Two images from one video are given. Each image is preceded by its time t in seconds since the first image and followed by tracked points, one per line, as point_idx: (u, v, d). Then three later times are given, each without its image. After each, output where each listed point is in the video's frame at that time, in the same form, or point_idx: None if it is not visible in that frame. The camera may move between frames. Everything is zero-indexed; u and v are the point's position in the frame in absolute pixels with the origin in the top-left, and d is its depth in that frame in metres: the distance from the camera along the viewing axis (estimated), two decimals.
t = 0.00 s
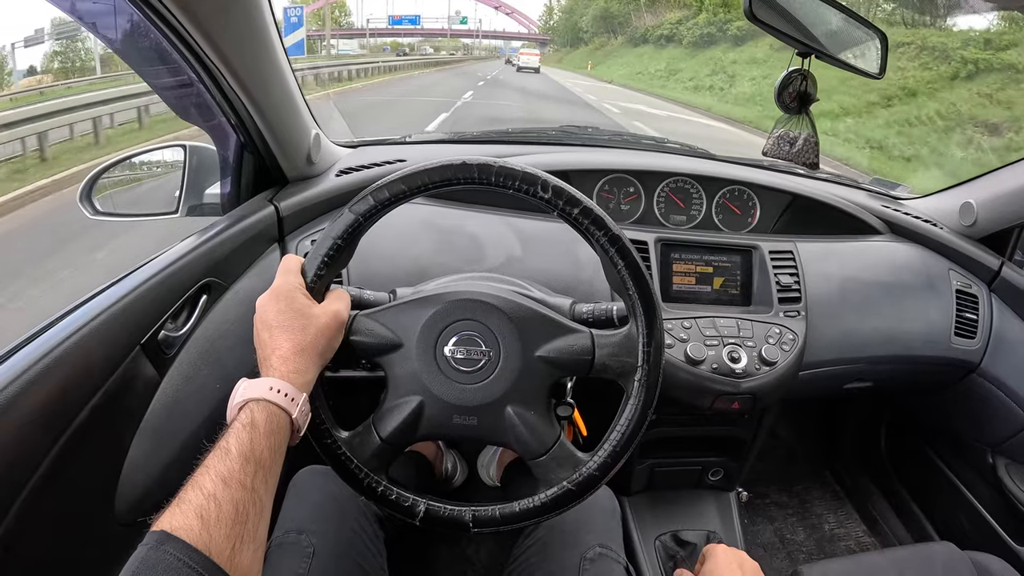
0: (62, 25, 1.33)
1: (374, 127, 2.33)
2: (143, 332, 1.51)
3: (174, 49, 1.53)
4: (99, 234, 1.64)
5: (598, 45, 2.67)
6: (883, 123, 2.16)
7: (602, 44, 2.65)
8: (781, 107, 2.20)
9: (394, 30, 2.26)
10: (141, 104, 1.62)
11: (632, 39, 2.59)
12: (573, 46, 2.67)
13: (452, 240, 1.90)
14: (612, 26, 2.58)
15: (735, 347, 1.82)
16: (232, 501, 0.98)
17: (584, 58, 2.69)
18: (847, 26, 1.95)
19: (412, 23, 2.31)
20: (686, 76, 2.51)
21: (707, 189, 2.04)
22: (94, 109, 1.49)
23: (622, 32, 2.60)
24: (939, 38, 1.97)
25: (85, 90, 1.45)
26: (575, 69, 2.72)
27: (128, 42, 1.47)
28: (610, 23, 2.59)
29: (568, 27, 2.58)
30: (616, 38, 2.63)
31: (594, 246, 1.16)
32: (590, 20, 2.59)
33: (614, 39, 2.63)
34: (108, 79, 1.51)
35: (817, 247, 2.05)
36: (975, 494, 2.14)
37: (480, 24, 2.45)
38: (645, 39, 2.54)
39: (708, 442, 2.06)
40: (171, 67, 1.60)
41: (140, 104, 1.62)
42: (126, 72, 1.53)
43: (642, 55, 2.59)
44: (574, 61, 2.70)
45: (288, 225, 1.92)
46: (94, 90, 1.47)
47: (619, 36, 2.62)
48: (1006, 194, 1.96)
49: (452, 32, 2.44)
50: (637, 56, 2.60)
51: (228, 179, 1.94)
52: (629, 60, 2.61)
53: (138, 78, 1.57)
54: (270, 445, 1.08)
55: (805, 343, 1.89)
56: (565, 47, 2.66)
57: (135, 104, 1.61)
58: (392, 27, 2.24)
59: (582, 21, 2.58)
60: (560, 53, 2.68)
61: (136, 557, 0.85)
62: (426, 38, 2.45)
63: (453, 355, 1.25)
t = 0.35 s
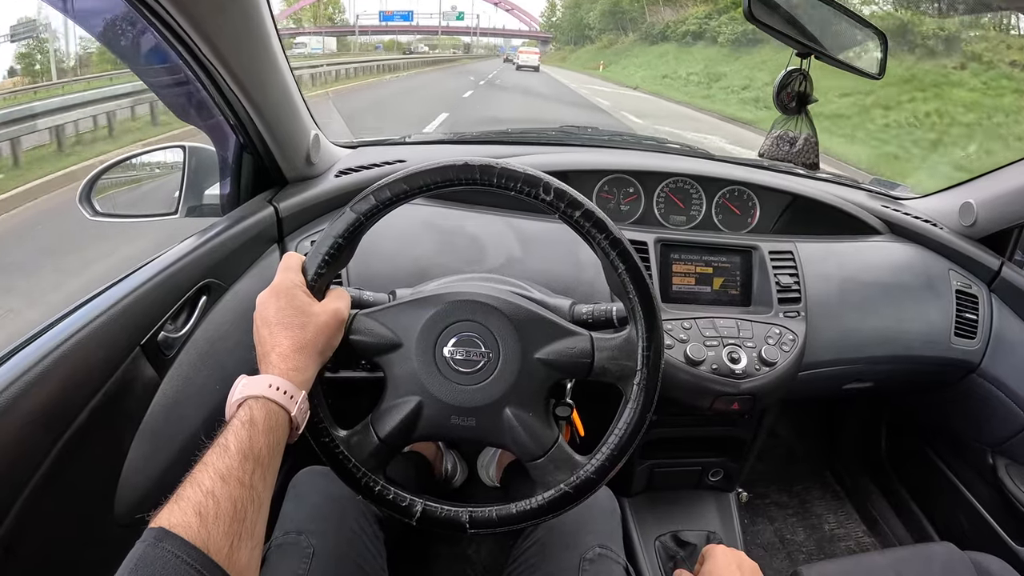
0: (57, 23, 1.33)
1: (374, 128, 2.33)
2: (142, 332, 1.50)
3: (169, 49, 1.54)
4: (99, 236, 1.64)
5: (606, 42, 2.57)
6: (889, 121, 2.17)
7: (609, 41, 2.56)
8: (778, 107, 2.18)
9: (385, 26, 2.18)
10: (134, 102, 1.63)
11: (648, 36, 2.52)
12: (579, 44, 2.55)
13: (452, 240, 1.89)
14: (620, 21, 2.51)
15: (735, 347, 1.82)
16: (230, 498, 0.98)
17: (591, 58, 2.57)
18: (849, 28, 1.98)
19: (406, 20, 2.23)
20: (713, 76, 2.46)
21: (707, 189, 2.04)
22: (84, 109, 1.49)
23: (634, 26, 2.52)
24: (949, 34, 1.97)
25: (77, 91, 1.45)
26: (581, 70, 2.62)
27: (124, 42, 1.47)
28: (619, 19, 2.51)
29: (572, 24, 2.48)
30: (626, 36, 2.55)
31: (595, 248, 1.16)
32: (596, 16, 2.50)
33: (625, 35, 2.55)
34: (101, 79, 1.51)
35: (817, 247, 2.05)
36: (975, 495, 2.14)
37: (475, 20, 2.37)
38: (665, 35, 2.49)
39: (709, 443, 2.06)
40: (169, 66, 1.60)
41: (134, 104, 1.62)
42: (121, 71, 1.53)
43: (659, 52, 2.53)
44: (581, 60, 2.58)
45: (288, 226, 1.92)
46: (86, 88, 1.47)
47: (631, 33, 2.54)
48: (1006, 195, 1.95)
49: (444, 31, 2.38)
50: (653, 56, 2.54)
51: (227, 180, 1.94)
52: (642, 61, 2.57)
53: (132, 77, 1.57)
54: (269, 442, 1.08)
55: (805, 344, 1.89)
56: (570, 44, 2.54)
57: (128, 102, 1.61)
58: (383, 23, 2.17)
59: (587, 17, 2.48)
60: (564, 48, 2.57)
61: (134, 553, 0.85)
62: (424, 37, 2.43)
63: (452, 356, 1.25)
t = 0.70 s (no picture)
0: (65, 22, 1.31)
1: (377, 124, 2.33)
2: (144, 328, 1.50)
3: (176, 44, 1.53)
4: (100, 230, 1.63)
5: (612, 41, 2.60)
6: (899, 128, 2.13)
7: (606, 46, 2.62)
8: (787, 105, 2.18)
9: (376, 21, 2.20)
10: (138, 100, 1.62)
11: (666, 32, 2.42)
12: (585, 41, 2.62)
13: (454, 236, 1.89)
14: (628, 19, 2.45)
15: (739, 345, 1.81)
16: (233, 494, 0.97)
17: (598, 57, 2.63)
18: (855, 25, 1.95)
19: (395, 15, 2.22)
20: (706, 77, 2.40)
21: (711, 185, 2.04)
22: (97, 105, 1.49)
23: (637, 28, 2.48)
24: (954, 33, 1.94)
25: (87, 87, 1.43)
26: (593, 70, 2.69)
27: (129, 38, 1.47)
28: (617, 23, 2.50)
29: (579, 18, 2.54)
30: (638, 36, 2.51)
31: (601, 245, 1.16)
32: (604, 12, 2.49)
33: (637, 33, 2.51)
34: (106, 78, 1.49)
35: (820, 245, 2.05)
36: (976, 493, 2.14)
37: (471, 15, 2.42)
38: (691, 31, 2.31)
39: (712, 440, 2.05)
40: (173, 63, 1.60)
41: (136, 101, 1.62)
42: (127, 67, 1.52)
43: (674, 51, 2.41)
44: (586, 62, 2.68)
45: (290, 222, 1.91)
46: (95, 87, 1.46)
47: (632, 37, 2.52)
48: (1008, 193, 1.95)
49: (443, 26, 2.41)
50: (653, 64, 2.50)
51: (229, 175, 1.94)
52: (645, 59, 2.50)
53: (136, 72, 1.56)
54: (272, 438, 1.07)
55: (808, 342, 1.88)
56: (574, 41, 2.63)
57: (133, 100, 1.61)
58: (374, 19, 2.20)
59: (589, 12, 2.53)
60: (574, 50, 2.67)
61: (136, 550, 0.85)
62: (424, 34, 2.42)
63: (456, 352, 1.24)
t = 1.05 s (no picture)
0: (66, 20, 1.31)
1: (377, 125, 2.33)
2: (146, 329, 1.50)
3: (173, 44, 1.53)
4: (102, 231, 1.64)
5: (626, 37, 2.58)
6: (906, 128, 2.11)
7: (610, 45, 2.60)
8: (783, 105, 2.19)
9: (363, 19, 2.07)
10: (141, 101, 1.63)
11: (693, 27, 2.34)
12: (591, 40, 2.65)
13: (456, 237, 1.89)
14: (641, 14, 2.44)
15: (739, 346, 1.82)
16: (236, 496, 0.98)
17: (607, 56, 2.60)
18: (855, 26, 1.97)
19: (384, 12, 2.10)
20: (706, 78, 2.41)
21: (712, 187, 2.04)
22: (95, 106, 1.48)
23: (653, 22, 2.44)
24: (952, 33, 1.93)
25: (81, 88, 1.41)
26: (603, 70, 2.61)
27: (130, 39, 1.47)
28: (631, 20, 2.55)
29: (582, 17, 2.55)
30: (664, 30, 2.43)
31: (603, 246, 1.16)
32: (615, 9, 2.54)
33: (654, 30, 2.46)
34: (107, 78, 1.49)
35: (820, 246, 2.05)
36: (976, 493, 2.14)
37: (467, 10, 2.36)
38: (723, 29, 2.29)
39: (713, 441, 2.06)
40: (175, 64, 1.60)
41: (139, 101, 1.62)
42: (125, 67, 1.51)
43: (705, 51, 2.35)
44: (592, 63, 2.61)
45: (292, 222, 1.92)
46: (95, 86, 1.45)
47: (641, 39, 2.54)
48: (1008, 195, 1.96)
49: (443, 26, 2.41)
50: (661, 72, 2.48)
51: (231, 176, 1.94)
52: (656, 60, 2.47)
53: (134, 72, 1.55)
54: (275, 440, 1.07)
55: (809, 343, 1.89)
56: (579, 41, 2.62)
57: (135, 100, 1.62)
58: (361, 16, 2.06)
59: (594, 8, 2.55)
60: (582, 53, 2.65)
61: (140, 551, 0.85)
62: (421, 32, 2.39)
63: (458, 354, 1.25)
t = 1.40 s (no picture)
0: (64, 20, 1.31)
1: (375, 126, 2.32)
2: (142, 329, 1.49)
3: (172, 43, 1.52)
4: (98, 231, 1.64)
5: (640, 36, 2.61)
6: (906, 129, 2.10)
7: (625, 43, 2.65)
8: (787, 107, 2.17)
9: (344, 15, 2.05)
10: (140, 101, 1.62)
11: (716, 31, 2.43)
12: (596, 39, 2.64)
13: (453, 237, 1.89)
14: (658, 12, 2.49)
15: (738, 347, 1.81)
16: (229, 498, 0.97)
17: (620, 56, 2.67)
18: (854, 26, 1.94)
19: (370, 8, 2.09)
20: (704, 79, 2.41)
21: (710, 187, 2.03)
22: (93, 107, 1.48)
23: (671, 21, 2.52)
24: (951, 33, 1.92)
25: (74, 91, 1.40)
26: (618, 73, 2.69)
27: (128, 39, 1.47)
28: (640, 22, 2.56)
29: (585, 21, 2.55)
30: (688, 28, 2.49)
31: (598, 246, 1.16)
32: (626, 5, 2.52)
33: (670, 31, 2.54)
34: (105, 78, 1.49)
35: (819, 247, 2.04)
36: (976, 495, 2.13)
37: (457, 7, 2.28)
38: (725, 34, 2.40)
39: (711, 442, 2.05)
40: (172, 64, 1.60)
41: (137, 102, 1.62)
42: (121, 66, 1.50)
43: (724, 56, 2.40)
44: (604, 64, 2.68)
45: (289, 223, 1.91)
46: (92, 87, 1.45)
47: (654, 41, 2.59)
48: (1008, 195, 1.95)
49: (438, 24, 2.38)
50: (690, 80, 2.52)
51: (229, 176, 1.94)
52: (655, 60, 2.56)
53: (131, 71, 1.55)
54: (269, 442, 1.07)
55: (808, 343, 1.88)
56: (584, 40, 2.63)
57: (134, 101, 1.61)
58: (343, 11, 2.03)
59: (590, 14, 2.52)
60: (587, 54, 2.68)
61: (132, 554, 0.84)
62: (415, 29, 2.37)
63: (454, 354, 1.24)
